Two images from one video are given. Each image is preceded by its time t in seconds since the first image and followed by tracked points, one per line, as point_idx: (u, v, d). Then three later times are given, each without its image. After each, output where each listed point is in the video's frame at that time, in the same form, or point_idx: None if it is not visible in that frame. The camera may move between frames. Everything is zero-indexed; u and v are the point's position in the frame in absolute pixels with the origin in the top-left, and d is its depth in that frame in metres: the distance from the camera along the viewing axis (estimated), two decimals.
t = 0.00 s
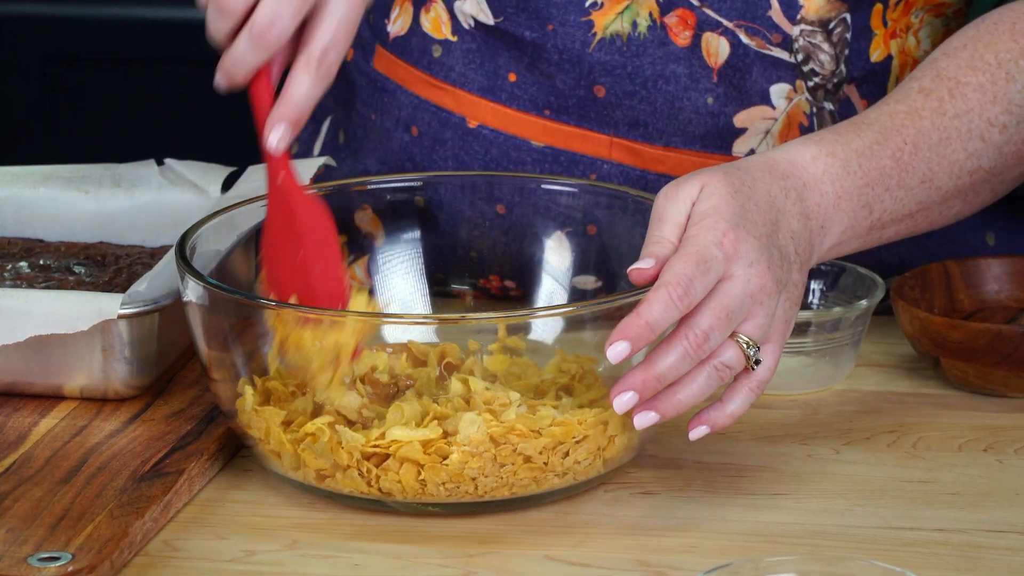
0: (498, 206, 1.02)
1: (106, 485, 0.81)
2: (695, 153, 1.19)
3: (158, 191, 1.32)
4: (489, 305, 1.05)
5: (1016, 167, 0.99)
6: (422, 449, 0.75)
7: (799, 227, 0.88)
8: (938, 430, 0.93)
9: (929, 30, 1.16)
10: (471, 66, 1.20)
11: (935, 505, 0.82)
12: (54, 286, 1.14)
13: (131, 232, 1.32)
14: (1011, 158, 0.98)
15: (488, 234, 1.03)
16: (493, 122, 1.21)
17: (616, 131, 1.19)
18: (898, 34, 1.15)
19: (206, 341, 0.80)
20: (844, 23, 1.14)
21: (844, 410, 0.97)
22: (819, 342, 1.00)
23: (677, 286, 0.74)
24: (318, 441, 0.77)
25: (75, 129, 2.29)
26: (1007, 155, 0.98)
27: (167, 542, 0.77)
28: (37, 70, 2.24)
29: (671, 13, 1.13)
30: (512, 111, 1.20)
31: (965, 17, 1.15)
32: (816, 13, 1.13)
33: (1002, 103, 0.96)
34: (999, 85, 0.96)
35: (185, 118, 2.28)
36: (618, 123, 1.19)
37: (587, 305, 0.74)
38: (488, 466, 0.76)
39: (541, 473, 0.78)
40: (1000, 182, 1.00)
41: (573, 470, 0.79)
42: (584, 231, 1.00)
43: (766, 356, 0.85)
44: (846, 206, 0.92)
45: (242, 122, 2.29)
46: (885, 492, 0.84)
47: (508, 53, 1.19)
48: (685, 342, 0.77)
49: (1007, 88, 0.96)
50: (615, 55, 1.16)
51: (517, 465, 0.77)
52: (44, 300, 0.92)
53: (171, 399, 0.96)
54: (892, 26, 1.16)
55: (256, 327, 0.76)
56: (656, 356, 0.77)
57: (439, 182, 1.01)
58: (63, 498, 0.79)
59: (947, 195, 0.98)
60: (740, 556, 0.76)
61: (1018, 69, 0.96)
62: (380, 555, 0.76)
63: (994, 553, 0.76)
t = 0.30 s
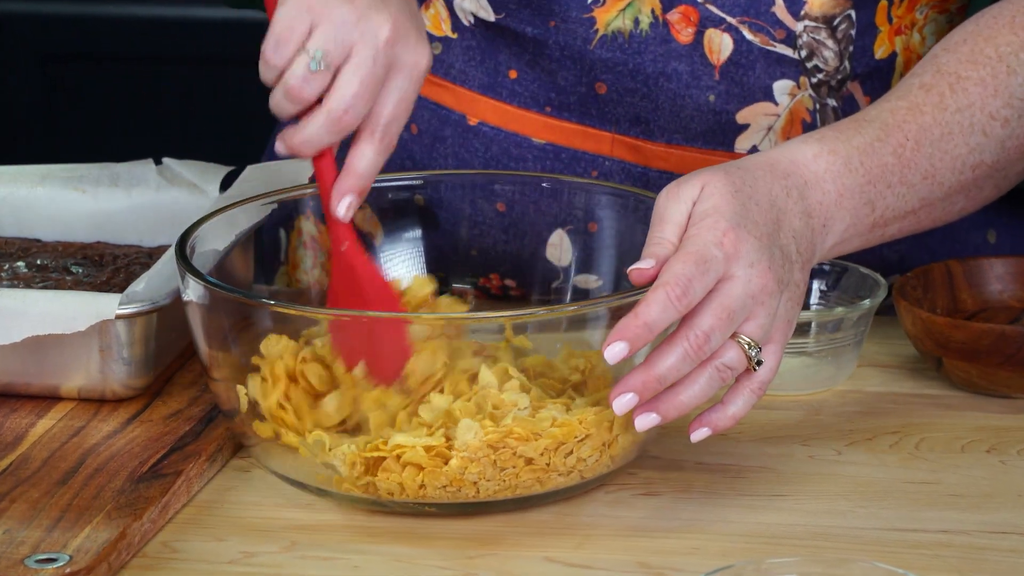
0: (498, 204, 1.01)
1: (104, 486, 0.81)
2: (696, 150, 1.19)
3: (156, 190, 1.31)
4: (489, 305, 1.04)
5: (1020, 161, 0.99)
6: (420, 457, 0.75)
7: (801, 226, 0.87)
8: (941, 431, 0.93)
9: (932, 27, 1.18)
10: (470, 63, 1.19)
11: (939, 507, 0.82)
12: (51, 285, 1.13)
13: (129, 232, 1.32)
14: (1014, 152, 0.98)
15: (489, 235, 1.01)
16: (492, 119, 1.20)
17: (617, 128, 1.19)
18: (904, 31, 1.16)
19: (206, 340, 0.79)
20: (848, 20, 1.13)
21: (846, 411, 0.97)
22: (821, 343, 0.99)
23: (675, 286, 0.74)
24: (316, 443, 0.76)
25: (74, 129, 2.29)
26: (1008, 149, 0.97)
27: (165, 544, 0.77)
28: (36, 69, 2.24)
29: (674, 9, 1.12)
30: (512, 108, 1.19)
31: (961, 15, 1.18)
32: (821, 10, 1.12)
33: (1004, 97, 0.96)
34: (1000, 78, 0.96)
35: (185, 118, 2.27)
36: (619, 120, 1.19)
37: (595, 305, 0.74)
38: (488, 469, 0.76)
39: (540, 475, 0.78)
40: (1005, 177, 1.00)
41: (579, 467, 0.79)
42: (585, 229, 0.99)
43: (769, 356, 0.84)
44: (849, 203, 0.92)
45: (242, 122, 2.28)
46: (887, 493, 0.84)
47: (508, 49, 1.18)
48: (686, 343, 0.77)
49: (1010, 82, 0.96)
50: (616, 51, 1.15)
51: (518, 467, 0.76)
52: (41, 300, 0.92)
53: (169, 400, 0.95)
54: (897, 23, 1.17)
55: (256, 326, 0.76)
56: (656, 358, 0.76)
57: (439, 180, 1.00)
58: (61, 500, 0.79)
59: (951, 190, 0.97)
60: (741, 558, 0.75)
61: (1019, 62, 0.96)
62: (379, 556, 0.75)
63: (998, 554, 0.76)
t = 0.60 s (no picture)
0: (498, 202, 1.00)
1: (101, 488, 0.80)
2: (699, 146, 1.18)
3: (154, 189, 1.31)
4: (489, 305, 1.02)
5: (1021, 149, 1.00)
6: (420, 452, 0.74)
7: (804, 221, 0.87)
8: (944, 432, 0.92)
9: (938, 22, 1.16)
10: (468, 60, 1.19)
11: (941, 508, 0.81)
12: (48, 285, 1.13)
13: (127, 232, 1.32)
14: (1015, 139, 0.98)
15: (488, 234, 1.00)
16: (492, 117, 1.20)
17: (617, 124, 1.18)
18: (912, 28, 1.15)
19: (205, 339, 0.78)
20: (860, 16, 1.13)
21: (848, 412, 0.96)
22: (823, 342, 0.99)
23: (671, 283, 0.74)
24: (314, 440, 0.76)
25: (75, 129, 2.28)
26: (1011, 137, 0.98)
27: (163, 545, 0.76)
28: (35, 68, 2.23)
29: (673, 2, 1.12)
30: (512, 105, 1.19)
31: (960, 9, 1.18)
32: (827, 3, 1.12)
33: (1006, 84, 0.96)
34: (1000, 66, 0.96)
35: (185, 118, 2.27)
36: (619, 116, 1.18)
37: (598, 304, 0.73)
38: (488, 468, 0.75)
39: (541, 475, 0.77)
40: (1007, 165, 1.00)
41: (579, 468, 0.79)
42: (585, 228, 0.99)
43: (772, 353, 0.84)
44: (853, 198, 0.91)
45: (242, 121, 2.28)
46: (889, 495, 0.83)
47: (507, 46, 1.17)
48: (686, 339, 0.76)
49: (1010, 68, 0.96)
50: (616, 47, 1.15)
51: (518, 467, 0.76)
52: (38, 299, 0.91)
53: (167, 400, 0.95)
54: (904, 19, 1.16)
55: (256, 326, 0.75)
56: (656, 355, 0.76)
57: (438, 179, 0.99)
58: (58, 501, 0.78)
59: (954, 180, 0.97)
60: (742, 560, 0.75)
61: (1019, 48, 0.96)
62: (378, 558, 0.75)
63: (1001, 556, 0.75)
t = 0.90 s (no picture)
0: (498, 205, 1.00)
1: (99, 489, 0.80)
2: (701, 150, 1.18)
3: (151, 188, 1.31)
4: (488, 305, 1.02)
5: (1014, 161, 1.00)
6: (427, 447, 0.74)
7: (802, 226, 0.87)
8: (946, 432, 0.92)
9: (939, 24, 1.17)
10: (470, 63, 1.18)
11: (944, 509, 0.81)
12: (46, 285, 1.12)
13: (125, 232, 1.31)
14: (1009, 154, 0.98)
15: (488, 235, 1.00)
16: (493, 120, 1.19)
17: (618, 127, 1.18)
18: (912, 30, 1.15)
19: (202, 340, 0.78)
20: (860, 20, 1.12)
21: (850, 412, 0.96)
22: (824, 343, 0.99)
23: (680, 285, 0.73)
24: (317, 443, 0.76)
25: (74, 129, 2.28)
26: (1003, 150, 0.98)
27: (161, 547, 0.76)
28: (34, 68, 2.23)
29: (675, 4, 1.12)
30: (511, 109, 1.19)
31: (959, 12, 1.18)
32: (829, 6, 1.11)
33: (1005, 98, 0.95)
34: (1000, 79, 0.95)
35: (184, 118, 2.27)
36: (621, 118, 1.18)
37: (598, 304, 0.72)
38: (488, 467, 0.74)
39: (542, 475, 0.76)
40: (997, 178, 1.00)
41: (579, 469, 0.78)
42: (584, 229, 0.98)
43: (768, 356, 0.84)
44: (844, 206, 0.91)
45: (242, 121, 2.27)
46: (891, 496, 0.83)
47: (505, 50, 1.17)
48: (695, 340, 0.75)
49: (1011, 82, 0.95)
50: (619, 46, 1.14)
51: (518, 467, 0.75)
52: (36, 300, 0.91)
53: (165, 402, 0.94)
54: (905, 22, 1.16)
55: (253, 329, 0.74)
56: (663, 355, 0.75)
57: (438, 179, 1.00)
58: (55, 502, 0.78)
59: (942, 192, 0.98)
60: (743, 561, 0.74)
61: (1020, 62, 0.95)
62: (377, 559, 0.74)
63: (1003, 557, 0.75)
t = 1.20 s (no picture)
0: (498, 200, 1.00)
1: (97, 489, 0.79)
2: (702, 144, 1.18)
3: (149, 188, 1.30)
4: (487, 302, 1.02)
5: (1016, 159, 1.00)
6: (426, 448, 0.74)
7: (802, 227, 0.86)
8: (949, 433, 0.91)
9: (944, 20, 1.16)
10: (469, 57, 1.17)
11: (946, 511, 0.80)
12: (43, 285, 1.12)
13: (123, 232, 1.31)
14: (1010, 150, 0.98)
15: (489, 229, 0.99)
16: (494, 113, 1.19)
17: (620, 121, 1.18)
18: (918, 26, 1.14)
19: (202, 341, 0.77)
20: (865, 14, 1.12)
21: (852, 413, 0.95)
22: (826, 343, 0.98)
23: (684, 286, 0.73)
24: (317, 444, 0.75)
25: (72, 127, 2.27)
26: (1006, 147, 0.98)
27: (159, 548, 0.75)
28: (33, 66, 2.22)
29: None
30: (512, 102, 1.18)
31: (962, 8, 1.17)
32: None
33: (1006, 95, 0.95)
34: (1001, 76, 0.95)
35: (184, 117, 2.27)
36: (621, 113, 1.17)
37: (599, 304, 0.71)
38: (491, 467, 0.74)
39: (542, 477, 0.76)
40: (999, 174, 1.00)
41: (579, 471, 0.77)
42: (586, 226, 0.98)
43: (768, 356, 0.83)
44: (844, 206, 0.91)
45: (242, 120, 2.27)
46: (893, 497, 0.82)
47: (505, 43, 1.17)
48: (697, 340, 0.75)
49: (1012, 79, 0.96)
50: (620, 39, 1.14)
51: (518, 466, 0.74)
52: (31, 301, 0.90)
53: (163, 402, 0.94)
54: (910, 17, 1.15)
55: (251, 328, 0.73)
56: (665, 352, 0.75)
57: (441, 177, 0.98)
58: (53, 503, 0.77)
59: (944, 189, 0.97)
60: (745, 563, 0.74)
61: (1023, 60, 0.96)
62: (376, 561, 0.74)
63: (1006, 559, 0.74)
